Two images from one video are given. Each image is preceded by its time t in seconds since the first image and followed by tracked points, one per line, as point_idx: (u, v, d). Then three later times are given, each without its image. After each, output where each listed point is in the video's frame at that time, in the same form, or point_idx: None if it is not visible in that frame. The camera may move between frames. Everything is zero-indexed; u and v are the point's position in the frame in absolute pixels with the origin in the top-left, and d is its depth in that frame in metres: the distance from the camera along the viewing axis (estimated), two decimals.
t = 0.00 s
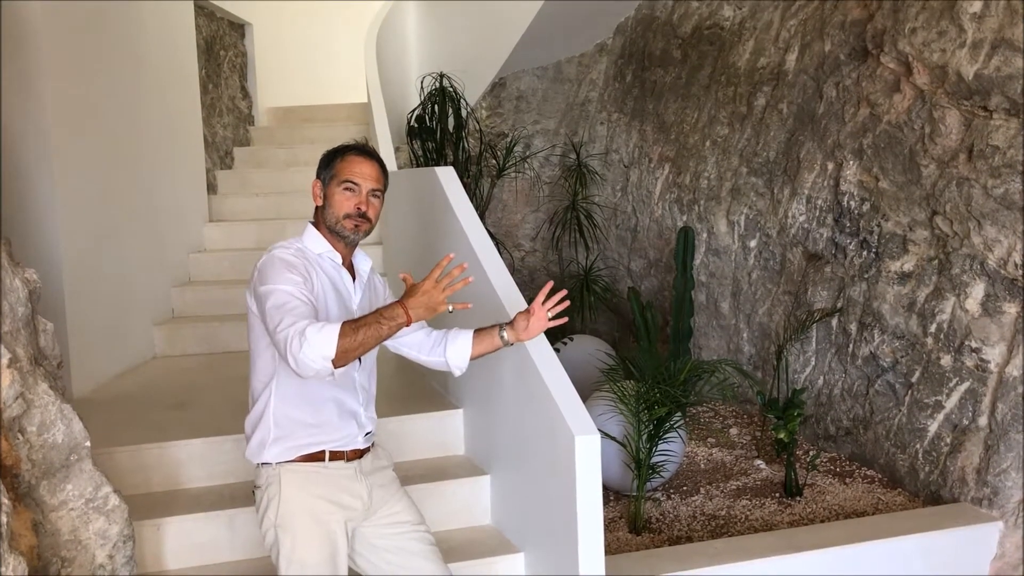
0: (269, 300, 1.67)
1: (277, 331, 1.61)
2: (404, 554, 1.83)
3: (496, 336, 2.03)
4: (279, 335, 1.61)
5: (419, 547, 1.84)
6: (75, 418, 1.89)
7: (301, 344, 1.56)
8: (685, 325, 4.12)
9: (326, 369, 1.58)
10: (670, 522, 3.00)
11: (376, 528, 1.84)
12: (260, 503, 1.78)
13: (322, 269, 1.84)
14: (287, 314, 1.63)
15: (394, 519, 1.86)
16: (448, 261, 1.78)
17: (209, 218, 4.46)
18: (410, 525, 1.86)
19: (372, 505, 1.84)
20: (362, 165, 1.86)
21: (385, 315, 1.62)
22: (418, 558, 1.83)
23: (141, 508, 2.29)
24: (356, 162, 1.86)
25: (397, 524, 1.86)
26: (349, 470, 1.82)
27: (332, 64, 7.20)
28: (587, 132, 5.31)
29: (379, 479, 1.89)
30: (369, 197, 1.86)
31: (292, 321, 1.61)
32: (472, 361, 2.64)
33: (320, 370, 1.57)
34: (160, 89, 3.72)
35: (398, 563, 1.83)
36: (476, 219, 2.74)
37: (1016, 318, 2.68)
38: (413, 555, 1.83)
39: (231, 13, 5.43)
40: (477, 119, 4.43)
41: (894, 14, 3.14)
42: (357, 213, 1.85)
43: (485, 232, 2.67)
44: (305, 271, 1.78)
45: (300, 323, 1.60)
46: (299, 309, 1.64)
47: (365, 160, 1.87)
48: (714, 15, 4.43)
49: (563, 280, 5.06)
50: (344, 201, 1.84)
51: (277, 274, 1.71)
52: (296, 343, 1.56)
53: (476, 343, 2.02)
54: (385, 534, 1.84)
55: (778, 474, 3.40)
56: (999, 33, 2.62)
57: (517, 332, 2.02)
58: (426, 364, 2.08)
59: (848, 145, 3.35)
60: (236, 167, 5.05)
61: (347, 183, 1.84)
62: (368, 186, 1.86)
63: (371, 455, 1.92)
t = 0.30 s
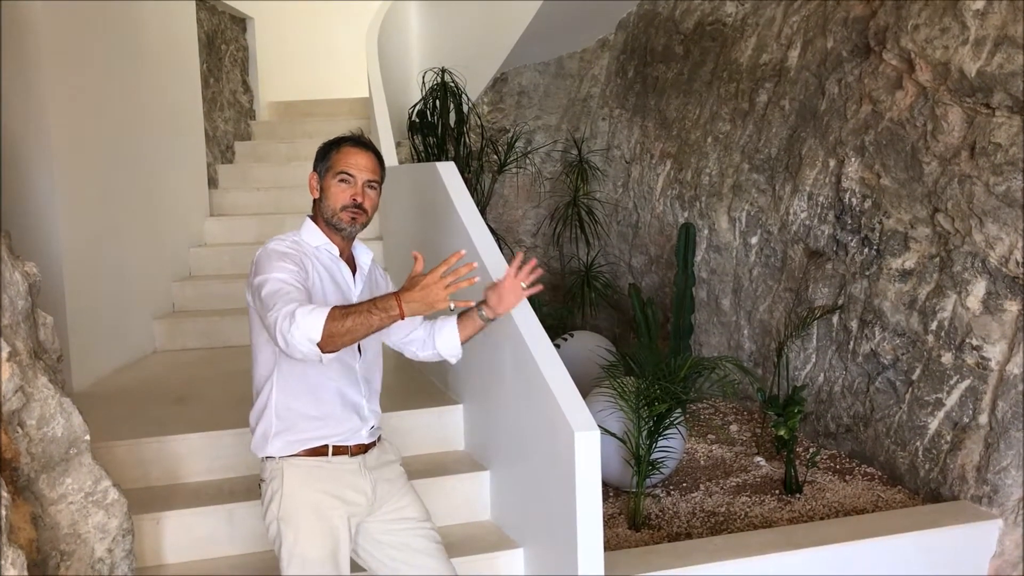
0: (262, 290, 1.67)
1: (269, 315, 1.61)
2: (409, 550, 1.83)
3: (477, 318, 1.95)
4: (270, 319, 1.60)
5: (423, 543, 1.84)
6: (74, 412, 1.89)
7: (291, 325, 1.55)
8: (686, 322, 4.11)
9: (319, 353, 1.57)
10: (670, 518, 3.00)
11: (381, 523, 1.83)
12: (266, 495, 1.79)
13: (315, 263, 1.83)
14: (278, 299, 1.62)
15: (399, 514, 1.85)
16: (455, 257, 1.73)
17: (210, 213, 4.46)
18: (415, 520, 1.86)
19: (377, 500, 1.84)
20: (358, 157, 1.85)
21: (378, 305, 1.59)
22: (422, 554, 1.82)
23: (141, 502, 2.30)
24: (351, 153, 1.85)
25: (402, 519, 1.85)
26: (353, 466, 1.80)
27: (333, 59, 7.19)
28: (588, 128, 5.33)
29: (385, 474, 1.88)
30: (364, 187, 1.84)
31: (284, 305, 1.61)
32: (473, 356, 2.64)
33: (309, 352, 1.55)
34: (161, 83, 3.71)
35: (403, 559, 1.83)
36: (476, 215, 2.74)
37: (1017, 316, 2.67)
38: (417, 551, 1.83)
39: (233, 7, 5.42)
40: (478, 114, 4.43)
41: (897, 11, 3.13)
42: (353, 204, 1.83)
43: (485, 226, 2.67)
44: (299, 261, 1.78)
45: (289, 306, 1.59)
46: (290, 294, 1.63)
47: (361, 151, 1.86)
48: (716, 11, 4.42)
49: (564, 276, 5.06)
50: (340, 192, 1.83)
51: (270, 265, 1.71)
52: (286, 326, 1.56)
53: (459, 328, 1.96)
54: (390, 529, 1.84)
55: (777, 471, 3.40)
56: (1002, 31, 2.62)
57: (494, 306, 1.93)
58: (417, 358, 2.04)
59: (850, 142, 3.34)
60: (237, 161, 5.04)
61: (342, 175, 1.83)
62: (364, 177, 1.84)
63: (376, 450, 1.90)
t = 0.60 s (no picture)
0: (311, 273, 1.60)
1: (341, 293, 1.57)
2: (419, 545, 1.75)
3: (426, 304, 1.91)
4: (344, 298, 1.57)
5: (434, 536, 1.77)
6: (77, 407, 1.88)
7: (377, 295, 1.54)
8: (687, 319, 4.11)
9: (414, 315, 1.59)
10: (671, 516, 3.00)
11: (391, 518, 1.75)
12: (280, 495, 1.69)
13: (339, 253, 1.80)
14: (342, 274, 1.58)
15: (409, 509, 1.77)
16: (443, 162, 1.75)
17: (211, 208, 4.46)
18: (421, 513, 1.78)
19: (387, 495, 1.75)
20: (366, 153, 1.80)
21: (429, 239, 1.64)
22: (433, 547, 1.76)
23: (142, 498, 2.30)
24: (360, 150, 1.79)
25: (409, 512, 1.77)
26: (367, 461, 1.70)
27: (335, 55, 7.19)
28: (591, 125, 5.25)
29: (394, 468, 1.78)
30: (373, 184, 1.80)
31: (356, 279, 1.57)
32: (476, 352, 2.64)
33: (408, 316, 1.56)
34: (162, 79, 3.71)
35: (412, 555, 1.75)
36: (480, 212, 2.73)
37: (1019, 315, 2.67)
38: (429, 546, 1.76)
39: (235, 3, 5.41)
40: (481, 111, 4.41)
41: (900, 8, 3.12)
42: (362, 201, 1.80)
43: (485, 222, 2.67)
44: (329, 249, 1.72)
45: (363, 278, 1.57)
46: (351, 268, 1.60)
47: (369, 148, 1.81)
48: (719, 8, 4.41)
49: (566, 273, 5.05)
50: (349, 190, 1.79)
51: (307, 250, 1.64)
52: (371, 295, 1.54)
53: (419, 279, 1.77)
54: (399, 524, 1.75)
55: (778, 469, 3.41)
56: (1005, 29, 2.61)
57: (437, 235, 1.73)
58: (406, 345, 1.93)
59: (852, 140, 3.34)
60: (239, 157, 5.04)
61: (352, 172, 1.78)
62: (373, 174, 1.80)
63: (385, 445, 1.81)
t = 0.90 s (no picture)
0: (339, 271, 1.63)
1: (375, 290, 1.62)
2: (424, 545, 1.75)
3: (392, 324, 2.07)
4: (378, 294, 1.62)
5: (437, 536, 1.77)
6: (78, 406, 1.88)
7: (415, 291, 1.63)
8: (687, 318, 4.11)
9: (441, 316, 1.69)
10: (672, 514, 3.00)
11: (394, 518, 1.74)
12: (287, 498, 1.68)
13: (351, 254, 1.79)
14: (373, 272, 1.63)
15: (414, 508, 1.77)
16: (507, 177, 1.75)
17: (212, 207, 4.46)
18: (425, 512, 1.77)
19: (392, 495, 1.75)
20: (374, 156, 1.80)
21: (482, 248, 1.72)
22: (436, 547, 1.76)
23: (144, 496, 2.30)
24: (368, 152, 1.79)
25: (413, 512, 1.76)
26: (372, 461, 1.70)
27: (336, 53, 7.18)
28: (592, 123, 5.26)
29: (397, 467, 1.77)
30: (382, 187, 1.80)
31: (390, 276, 1.63)
32: (477, 352, 2.64)
33: (441, 313, 1.67)
34: (164, 78, 3.71)
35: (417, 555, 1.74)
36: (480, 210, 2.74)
37: (1021, 314, 2.67)
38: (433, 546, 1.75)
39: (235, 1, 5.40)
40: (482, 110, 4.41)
41: (901, 6, 3.12)
42: (370, 204, 1.80)
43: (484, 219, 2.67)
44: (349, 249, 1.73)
45: (396, 275, 1.63)
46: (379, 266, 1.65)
47: (378, 151, 1.80)
48: (720, 7, 4.41)
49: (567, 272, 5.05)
50: (357, 193, 1.79)
51: (328, 250, 1.66)
52: (409, 292, 1.63)
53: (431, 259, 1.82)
54: (403, 524, 1.74)
55: (779, 467, 3.41)
56: (1007, 27, 2.61)
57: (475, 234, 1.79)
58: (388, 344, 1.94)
59: (854, 139, 3.34)
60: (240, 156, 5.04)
61: (361, 175, 1.78)
62: (381, 177, 1.80)
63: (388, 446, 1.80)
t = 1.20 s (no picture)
0: (339, 274, 1.63)
1: (374, 294, 1.62)
2: (428, 545, 1.76)
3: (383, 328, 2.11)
4: (376, 299, 1.62)
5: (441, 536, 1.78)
6: (79, 408, 1.88)
7: (414, 295, 1.64)
8: (688, 318, 4.11)
9: (438, 321, 1.69)
10: (673, 515, 3.00)
11: (398, 518, 1.75)
12: (291, 498, 1.68)
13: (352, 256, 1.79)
14: (372, 276, 1.63)
15: (417, 508, 1.77)
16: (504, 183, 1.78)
17: (213, 208, 4.46)
18: (428, 512, 1.78)
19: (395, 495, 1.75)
20: (373, 158, 1.80)
21: (479, 250, 1.74)
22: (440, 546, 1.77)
23: (145, 498, 2.30)
24: (367, 153, 1.80)
25: (416, 511, 1.77)
26: (376, 462, 1.71)
27: (336, 54, 7.18)
28: (592, 124, 5.26)
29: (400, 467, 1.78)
30: (381, 188, 1.81)
31: (389, 280, 1.63)
32: (478, 352, 2.65)
33: (438, 318, 1.67)
34: (164, 79, 3.72)
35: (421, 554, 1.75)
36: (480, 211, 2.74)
37: (1021, 314, 2.67)
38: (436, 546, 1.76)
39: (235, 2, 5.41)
40: (482, 110, 4.40)
41: (901, 6, 3.12)
42: (370, 205, 1.80)
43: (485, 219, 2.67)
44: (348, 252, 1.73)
45: (394, 279, 1.63)
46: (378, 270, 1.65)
47: (377, 152, 1.81)
48: (720, 7, 4.41)
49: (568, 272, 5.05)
50: (356, 194, 1.79)
51: (328, 253, 1.66)
52: (407, 296, 1.63)
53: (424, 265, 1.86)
54: (406, 523, 1.75)
55: (780, 467, 3.41)
56: (1007, 27, 2.61)
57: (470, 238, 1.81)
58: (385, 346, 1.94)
59: (854, 139, 3.34)
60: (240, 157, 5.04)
61: (360, 176, 1.78)
62: (380, 179, 1.80)
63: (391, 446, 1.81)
